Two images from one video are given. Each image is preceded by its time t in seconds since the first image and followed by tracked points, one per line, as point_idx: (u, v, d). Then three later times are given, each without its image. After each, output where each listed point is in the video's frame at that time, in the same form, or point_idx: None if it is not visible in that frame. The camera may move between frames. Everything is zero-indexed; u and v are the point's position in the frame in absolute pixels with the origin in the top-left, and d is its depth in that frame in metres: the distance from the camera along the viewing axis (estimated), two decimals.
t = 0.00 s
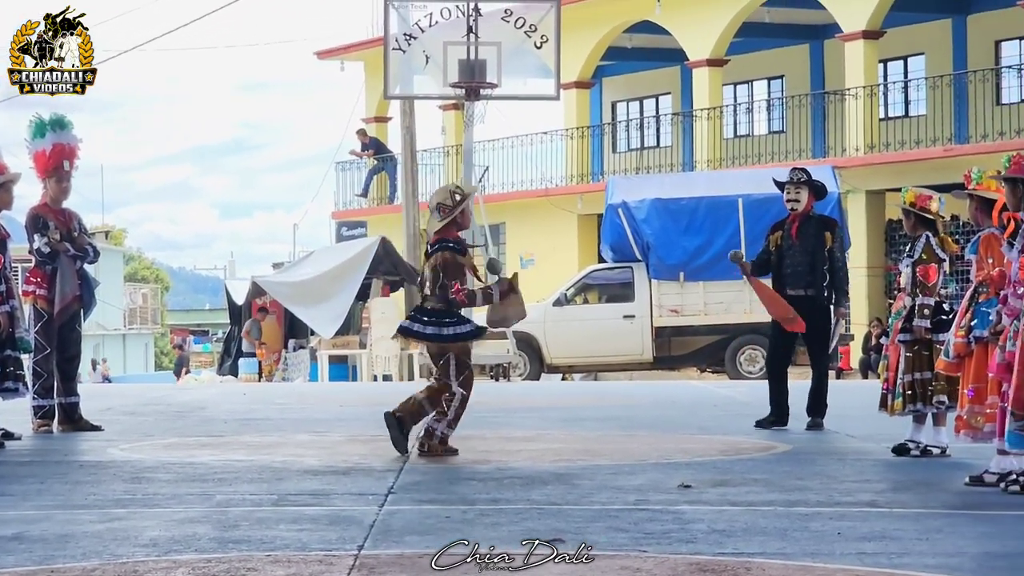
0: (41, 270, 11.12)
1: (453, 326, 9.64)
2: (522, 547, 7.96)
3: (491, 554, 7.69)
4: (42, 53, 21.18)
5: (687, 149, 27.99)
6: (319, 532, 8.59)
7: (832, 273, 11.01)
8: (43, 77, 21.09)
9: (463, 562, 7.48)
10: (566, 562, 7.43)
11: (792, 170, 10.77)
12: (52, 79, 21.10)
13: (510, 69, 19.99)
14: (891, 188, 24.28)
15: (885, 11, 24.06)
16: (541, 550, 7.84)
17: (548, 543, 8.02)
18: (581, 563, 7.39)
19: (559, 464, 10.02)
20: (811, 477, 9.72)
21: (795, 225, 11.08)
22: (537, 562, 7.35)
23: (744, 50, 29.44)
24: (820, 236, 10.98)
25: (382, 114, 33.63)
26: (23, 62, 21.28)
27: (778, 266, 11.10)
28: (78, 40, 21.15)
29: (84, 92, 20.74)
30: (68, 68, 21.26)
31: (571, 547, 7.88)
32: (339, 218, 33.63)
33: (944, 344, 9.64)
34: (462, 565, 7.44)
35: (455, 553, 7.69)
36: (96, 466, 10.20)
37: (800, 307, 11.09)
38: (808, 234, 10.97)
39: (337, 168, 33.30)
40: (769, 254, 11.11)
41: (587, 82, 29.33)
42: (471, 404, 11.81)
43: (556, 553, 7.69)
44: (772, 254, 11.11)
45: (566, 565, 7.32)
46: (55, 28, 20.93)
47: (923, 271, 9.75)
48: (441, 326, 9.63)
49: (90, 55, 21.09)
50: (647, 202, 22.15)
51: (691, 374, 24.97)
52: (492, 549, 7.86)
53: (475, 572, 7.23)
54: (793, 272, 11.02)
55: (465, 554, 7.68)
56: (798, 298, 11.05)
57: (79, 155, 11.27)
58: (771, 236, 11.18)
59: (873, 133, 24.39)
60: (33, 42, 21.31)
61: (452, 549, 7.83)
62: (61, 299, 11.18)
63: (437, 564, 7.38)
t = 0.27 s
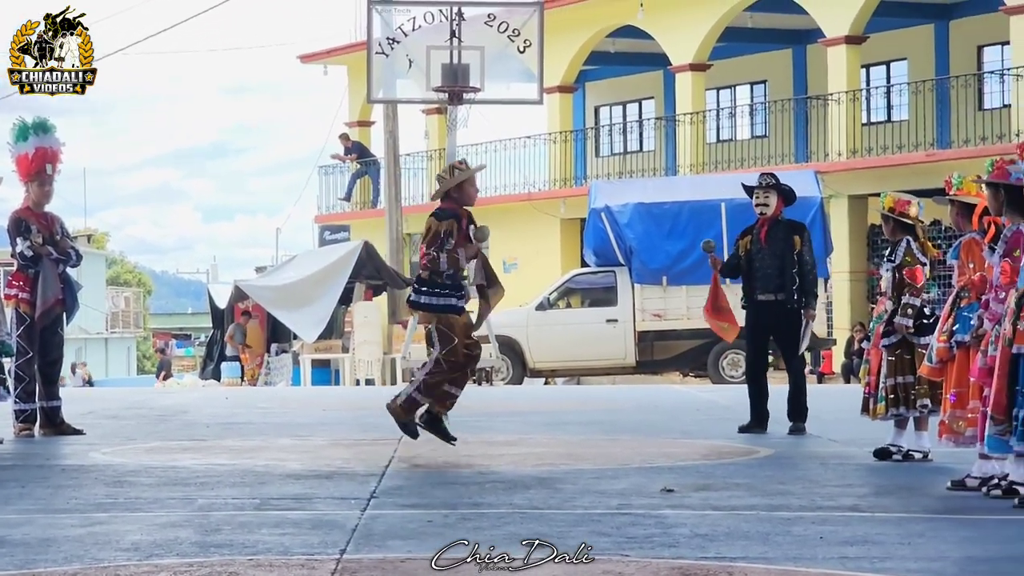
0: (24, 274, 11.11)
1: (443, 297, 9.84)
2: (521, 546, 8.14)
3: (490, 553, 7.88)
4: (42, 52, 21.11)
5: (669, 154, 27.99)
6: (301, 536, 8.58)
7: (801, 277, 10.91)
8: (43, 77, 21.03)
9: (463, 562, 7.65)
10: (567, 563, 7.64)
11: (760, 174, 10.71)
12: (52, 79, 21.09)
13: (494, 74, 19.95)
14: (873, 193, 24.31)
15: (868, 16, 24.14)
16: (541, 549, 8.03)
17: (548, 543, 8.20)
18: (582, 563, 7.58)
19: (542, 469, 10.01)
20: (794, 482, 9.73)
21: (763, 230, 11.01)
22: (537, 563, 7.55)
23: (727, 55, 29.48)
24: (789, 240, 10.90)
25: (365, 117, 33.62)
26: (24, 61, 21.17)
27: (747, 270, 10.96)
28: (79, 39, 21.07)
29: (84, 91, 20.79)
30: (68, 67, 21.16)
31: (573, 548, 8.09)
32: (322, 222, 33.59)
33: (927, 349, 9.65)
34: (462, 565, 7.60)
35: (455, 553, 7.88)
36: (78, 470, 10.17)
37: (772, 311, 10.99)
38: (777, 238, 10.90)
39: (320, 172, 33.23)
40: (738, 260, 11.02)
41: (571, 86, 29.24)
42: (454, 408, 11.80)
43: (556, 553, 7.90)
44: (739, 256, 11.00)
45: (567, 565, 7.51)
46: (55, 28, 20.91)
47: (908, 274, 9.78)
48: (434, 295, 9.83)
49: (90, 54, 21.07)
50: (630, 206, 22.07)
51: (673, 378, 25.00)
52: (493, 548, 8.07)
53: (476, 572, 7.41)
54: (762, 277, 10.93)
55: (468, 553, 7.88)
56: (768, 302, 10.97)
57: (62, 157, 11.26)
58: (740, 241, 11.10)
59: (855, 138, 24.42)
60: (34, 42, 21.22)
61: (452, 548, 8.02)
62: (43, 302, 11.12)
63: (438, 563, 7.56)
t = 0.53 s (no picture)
0: (8, 278, 11.08)
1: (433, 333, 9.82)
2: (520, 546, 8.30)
3: (489, 553, 8.07)
4: (42, 53, 20.90)
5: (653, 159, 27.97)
6: (284, 541, 8.58)
7: (770, 281, 10.86)
8: (42, 77, 20.77)
9: (463, 561, 7.83)
10: (565, 562, 7.82)
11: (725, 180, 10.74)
12: (52, 79, 20.84)
13: (478, 78, 20.29)
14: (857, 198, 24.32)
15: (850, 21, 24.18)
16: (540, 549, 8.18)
17: (547, 543, 8.35)
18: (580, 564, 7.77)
19: (525, 473, 10.00)
20: (776, 487, 9.73)
21: (731, 236, 10.98)
22: (536, 564, 7.71)
23: (711, 60, 29.51)
24: (757, 244, 10.88)
25: (349, 121, 33.62)
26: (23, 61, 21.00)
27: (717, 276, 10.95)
28: (78, 39, 20.89)
29: (85, 91, 20.63)
30: (68, 67, 20.97)
31: (571, 547, 8.25)
32: (306, 226, 33.56)
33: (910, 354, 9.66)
34: (462, 564, 7.79)
35: (454, 553, 8.05)
36: (60, 474, 10.14)
37: (742, 316, 10.94)
38: (745, 243, 10.88)
39: (304, 176, 33.17)
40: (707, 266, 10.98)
41: (556, 90, 29.25)
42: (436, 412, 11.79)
43: (555, 552, 8.07)
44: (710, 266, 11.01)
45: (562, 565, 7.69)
46: (55, 28, 20.72)
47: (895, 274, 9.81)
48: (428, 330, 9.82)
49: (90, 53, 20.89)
50: (614, 211, 22.25)
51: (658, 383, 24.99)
52: (491, 548, 8.21)
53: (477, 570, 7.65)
54: (733, 283, 10.89)
55: (466, 553, 8.04)
56: (739, 308, 10.91)
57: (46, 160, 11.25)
58: (708, 249, 11.09)
59: (838, 143, 24.40)
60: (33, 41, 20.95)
61: (451, 549, 8.19)
62: (27, 307, 11.12)
63: (438, 564, 7.76)
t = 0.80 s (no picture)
0: None
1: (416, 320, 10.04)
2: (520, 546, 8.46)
3: (490, 554, 8.21)
4: (41, 53, 20.71)
5: (639, 163, 27.96)
6: (268, 544, 8.57)
7: (751, 283, 10.88)
8: (43, 78, 20.58)
9: (463, 562, 7.99)
10: (565, 562, 7.99)
11: (702, 183, 10.70)
12: (52, 79, 20.66)
13: (464, 81, 20.33)
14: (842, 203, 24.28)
15: (836, 26, 24.21)
16: (540, 549, 8.34)
17: (549, 543, 8.49)
18: (580, 565, 7.96)
19: (510, 477, 10.00)
20: (761, 491, 9.74)
21: (710, 240, 10.95)
22: (535, 564, 7.89)
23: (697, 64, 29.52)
24: (736, 246, 10.86)
25: (335, 125, 33.62)
26: (24, 60, 20.83)
27: (697, 280, 10.92)
28: (78, 40, 20.70)
29: (84, 92, 20.36)
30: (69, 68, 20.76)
31: (571, 547, 8.40)
32: (292, 230, 33.52)
33: (894, 358, 9.66)
34: (462, 565, 7.96)
35: (454, 554, 8.20)
36: (44, 477, 10.12)
37: (724, 319, 10.95)
38: (725, 246, 10.85)
39: (290, 179, 33.13)
40: (686, 270, 10.94)
41: (541, 94, 29.28)
42: (421, 416, 11.78)
43: (554, 553, 8.23)
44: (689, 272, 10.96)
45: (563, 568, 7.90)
46: (55, 27, 20.49)
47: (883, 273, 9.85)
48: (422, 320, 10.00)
49: (90, 53, 20.67)
50: (599, 214, 22.13)
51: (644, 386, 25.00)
52: (490, 548, 8.33)
53: (477, 571, 7.80)
54: (714, 285, 10.88)
55: (465, 553, 8.18)
56: (721, 311, 10.91)
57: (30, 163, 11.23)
58: (686, 253, 11.01)
59: (823, 147, 24.50)
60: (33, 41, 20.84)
61: (452, 549, 8.33)
62: (13, 311, 11.08)
63: (438, 564, 7.92)
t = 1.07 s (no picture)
0: None
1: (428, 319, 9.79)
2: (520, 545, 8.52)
3: (490, 553, 8.26)
4: (42, 52, 18.49)
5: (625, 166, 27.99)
6: (252, 546, 8.55)
7: (735, 286, 10.87)
8: (42, 77, 18.19)
9: (464, 561, 8.05)
10: (566, 562, 8.09)
11: (684, 188, 10.68)
12: (52, 80, 18.21)
13: (449, 84, 20.14)
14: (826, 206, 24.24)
15: (822, 29, 24.22)
16: (540, 549, 8.43)
17: (549, 542, 8.57)
18: (581, 562, 8.04)
19: (495, 479, 9.99)
20: (745, 493, 9.74)
21: (694, 243, 10.95)
22: (536, 564, 7.98)
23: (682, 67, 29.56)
24: (720, 250, 10.85)
25: (320, 127, 33.56)
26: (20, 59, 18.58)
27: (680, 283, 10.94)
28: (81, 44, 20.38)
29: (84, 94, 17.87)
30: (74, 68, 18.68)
31: (571, 546, 8.49)
32: (277, 232, 33.44)
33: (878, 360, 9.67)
34: (463, 564, 8.02)
35: (455, 553, 8.25)
36: (29, 479, 10.09)
37: (707, 321, 10.97)
38: (709, 249, 10.85)
39: (275, 181, 33.04)
40: (670, 273, 10.97)
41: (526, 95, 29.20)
42: (406, 418, 11.77)
43: (555, 552, 8.32)
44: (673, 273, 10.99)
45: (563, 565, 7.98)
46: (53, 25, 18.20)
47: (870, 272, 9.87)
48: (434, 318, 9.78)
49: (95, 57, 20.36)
50: (584, 217, 22.28)
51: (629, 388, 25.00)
52: (490, 547, 8.40)
53: (477, 571, 7.87)
54: (698, 288, 10.89)
55: (465, 552, 8.24)
56: (704, 313, 10.92)
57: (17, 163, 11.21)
58: (670, 256, 11.06)
59: (808, 150, 24.45)
60: (33, 41, 18.49)
61: (452, 548, 8.38)
62: None
63: (438, 564, 7.98)
